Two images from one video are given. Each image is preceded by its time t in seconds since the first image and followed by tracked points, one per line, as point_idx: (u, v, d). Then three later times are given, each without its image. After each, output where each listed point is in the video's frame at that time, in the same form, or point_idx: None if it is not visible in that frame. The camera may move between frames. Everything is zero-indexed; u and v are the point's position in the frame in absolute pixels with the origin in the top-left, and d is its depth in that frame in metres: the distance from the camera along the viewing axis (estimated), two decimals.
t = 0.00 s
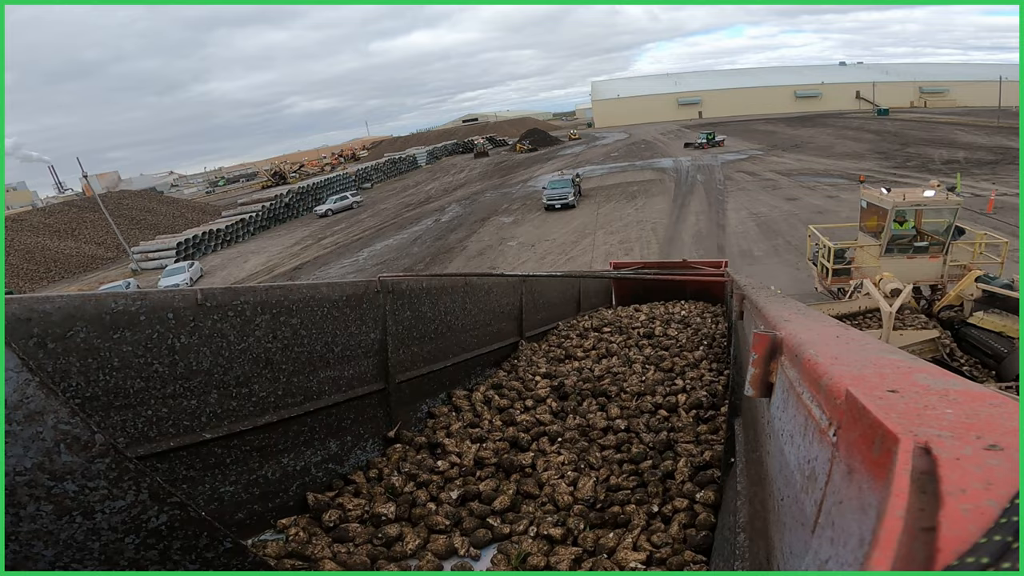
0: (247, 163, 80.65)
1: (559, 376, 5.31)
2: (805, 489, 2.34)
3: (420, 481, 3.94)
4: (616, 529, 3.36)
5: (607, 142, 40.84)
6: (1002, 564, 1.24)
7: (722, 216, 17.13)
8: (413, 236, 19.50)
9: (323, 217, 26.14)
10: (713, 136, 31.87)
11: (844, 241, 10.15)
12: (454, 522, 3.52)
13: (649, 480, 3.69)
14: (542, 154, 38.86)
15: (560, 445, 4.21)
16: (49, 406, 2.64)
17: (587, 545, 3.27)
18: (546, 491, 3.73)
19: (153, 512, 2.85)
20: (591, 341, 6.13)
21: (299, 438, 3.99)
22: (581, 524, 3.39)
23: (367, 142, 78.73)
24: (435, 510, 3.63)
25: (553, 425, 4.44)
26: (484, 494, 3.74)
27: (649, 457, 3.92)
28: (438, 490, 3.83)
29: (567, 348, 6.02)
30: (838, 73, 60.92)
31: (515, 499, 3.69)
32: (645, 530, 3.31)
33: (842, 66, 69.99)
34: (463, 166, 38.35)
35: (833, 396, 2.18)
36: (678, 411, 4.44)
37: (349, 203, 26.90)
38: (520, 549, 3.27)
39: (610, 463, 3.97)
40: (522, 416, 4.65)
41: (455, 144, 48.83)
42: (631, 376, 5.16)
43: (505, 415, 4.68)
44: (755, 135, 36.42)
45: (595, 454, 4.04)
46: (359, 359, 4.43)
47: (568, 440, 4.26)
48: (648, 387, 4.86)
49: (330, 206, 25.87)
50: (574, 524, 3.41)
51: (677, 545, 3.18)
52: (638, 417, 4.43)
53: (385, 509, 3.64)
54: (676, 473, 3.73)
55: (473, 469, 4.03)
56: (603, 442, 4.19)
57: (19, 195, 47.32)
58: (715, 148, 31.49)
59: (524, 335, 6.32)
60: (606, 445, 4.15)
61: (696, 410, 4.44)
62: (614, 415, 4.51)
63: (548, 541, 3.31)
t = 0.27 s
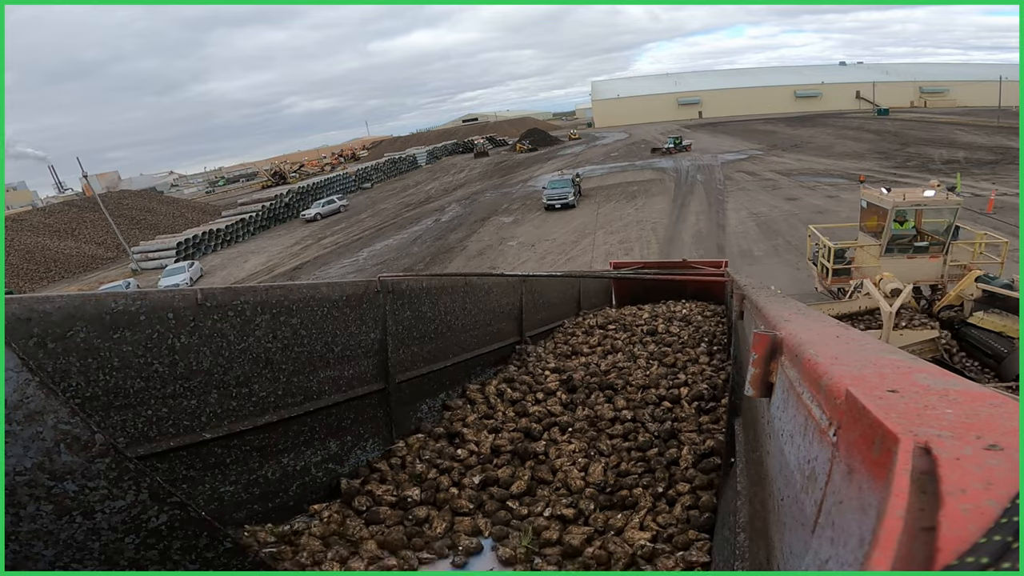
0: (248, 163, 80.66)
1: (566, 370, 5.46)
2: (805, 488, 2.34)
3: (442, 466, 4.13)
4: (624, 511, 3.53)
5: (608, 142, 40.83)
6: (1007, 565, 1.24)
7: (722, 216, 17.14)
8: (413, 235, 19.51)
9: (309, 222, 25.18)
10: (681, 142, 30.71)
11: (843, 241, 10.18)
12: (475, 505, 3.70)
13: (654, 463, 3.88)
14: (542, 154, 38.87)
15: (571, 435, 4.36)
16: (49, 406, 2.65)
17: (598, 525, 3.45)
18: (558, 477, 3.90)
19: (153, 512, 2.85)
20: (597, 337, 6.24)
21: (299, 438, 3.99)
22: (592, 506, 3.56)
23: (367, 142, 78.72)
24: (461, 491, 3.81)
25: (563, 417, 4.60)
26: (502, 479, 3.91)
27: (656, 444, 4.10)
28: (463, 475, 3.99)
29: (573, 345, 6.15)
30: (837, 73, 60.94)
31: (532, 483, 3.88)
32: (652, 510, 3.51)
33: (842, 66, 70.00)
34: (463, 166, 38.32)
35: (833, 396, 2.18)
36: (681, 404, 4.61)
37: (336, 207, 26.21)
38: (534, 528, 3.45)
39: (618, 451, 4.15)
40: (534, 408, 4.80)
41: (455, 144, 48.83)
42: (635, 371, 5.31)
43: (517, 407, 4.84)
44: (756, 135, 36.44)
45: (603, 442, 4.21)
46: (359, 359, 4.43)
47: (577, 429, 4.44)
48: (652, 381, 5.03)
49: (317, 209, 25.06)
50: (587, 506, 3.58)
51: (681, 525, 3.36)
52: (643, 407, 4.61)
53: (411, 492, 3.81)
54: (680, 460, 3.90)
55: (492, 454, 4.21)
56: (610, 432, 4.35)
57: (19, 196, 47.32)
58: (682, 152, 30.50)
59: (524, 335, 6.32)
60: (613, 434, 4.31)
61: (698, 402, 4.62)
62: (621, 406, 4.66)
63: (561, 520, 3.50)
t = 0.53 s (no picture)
0: (248, 164, 80.70)
1: (570, 366, 5.52)
2: (806, 488, 2.34)
3: (455, 456, 4.24)
4: (629, 499, 3.60)
5: (607, 142, 40.85)
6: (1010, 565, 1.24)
7: (722, 216, 17.16)
8: (413, 235, 19.52)
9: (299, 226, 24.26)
10: (648, 148, 29.47)
11: (843, 241, 10.18)
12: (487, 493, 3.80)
13: (658, 454, 3.95)
14: (542, 154, 38.88)
15: (577, 428, 4.43)
16: (49, 406, 2.66)
17: (604, 512, 3.53)
18: (566, 467, 3.97)
19: (153, 511, 2.86)
20: (600, 335, 6.27)
21: (299, 438, 3.99)
22: (598, 495, 3.65)
23: (367, 142, 78.77)
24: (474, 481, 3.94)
25: (569, 411, 4.67)
26: (513, 470, 4.00)
27: (659, 437, 4.16)
28: (478, 466, 4.08)
29: (577, 343, 6.18)
30: (837, 73, 60.97)
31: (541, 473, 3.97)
32: (657, 496, 3.58)
33: (842, 66, 70.00)
34: (463, 166, 38.33)
35: (833, 396, 2.18)
36: (683, 398, 4.67)
37: (326, 212, 25.49)
38: (544, 514, 3.54)
39: (623, 443, 4.21)
40: (541, 403, 4.86)
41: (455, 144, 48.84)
42: (638, 367, 5.35)
43: (526, 401, 4.89)
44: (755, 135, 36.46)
45: (609, 435, 4.27)
46: (359, 359, 4.43)
47: (582, 421, 4.52)
48: (654, 376, 5.09)
49: (306, 214, 24.29)
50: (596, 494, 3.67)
51: (684, 512, 3.42)
52: (646, 401, 4.67)
53: (427, 483, 3.94)
54: (683, 451, 3.96)
55: (504, 445, 4.32)
56: (615, 424, 4.41)
57: (18, 196, 47.40)
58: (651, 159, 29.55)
59: (524, 335, 6.31)
60: (617, 427, 4.38)
61: (699, 397, 4.67)
62: (624, 401, 4.72)
63: (569, 508, 3.58)
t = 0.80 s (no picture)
0: (248, 164, 80.69)
1: (573, 363, 5.58)
2: (806, 488, 2.34)
3: (463, 451, 4.33)
4: (632, 493, 3.67)
5: (607, 142, 40.86)
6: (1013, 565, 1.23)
7: (722, 215, 17.16)
8: (413, 235, 19.52)
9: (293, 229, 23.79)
10: (615, 155, 28.43)
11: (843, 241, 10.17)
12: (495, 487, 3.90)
13: (661, 450, 4.03)
14: (542, 153, 38.88)
15: (581, 424, 4.51)
16: (49, 406, 2.65)
17: (607, 505, 3.59)
18: (571, 462, 4.06)
19: (152, 512, 2.85)
20: (602, 334, 6.30)
21: (299, 438, 3.99)
22: (602, 488, 3.74)
23: (367, 142, 78.83)
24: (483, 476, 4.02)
25: (573, 407, 4.74)
26: (519, 465, 4.09)
27: (662, 433, 4.23)
28: (487, 461, 4.17)
29: (579, 341, 6.21)
30: (837, 73, 60.98)
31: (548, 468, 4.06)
32: (660, 489, 3.66)
33: (842, 66, 70.00)
34: (462, 166, 38.33)
35: (833, 396, 2.18)
36: (684, 395, 4.73)
37: (320, 215, 25.10)
38: (550, 507, 3.63)
39: (626, 439, 4.28)
40: (545, 400, 4.93)
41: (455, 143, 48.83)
42: (639, 364, 5.40)
43: (530, 398, 4.95)
44: (755, 135, 36.47)
45: (612, 431, 4.35)
46: (359, 359, 4.42)
47: (585, 418, 4.59)
48: (655, 374, 5.13)
49: (301, 217, 23.85)
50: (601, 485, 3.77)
51: (686, 505, 3.50)
52: (648, 398, 4.74)
53: (436, 477, 4.03)
54: (683, 447, 4.03)
55: (510, 440, 4.40)
56: (617, 421, 4.48)
57: (19, 196, 47.43)
58: (618, 166, 28.48)
59: (524, 335, 6.31)
60: (619, 423, 4.45)
61: (699, 395, 4.73)
62: (627, 398, 4.78)
63: (573, 502, 3.65)
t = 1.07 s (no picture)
0: (248, 163, 80.68)
1: (574, 363, 5.61)
2: (805, 488, 2.34)
3: (467, 448, 4.37)
4: (633, 489, 3.69)
5: (607, 141, 40.84)
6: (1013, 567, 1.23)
7: (722, 215, 17.16)
8: (413, 235, 19.51)
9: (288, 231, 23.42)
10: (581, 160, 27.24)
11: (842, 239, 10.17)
12: (498, 483, 3.93)
13: (661, 446, 4.05)
14: (542, 153, 38.87)
15: (582, 422, 4.54)
16: (49, 406, 2.65)
17: (609, 501, 3.61)
18: (573, 460, 4.07)
19: (152, 511, 2.85)
20: (603, 333, 6.31)
21: (299, 438, 3.99)
22: (604, 484, 3.75)
23: (367, 141, 78.82)
24: (487, 474, 4.04)
25: (575, 406, 4.77)
26: (522, 462, 4.12)
27: (663, 430, 4.25)
28: (492, 457, 4.20)
29: (581, 341, 6.23)
30: (837, 72, 60.97)
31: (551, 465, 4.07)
32: (661, 485, 3.68)
33: (842, 64, 69.97)
34: (462, 165, 38.31)
35: (833, 396, 2.18)
36: (684, 393, 4.74)
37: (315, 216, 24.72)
38: (553, 503, 3.64)
39: (628, 437, 4.30)
40: (547, 398, 4.96)
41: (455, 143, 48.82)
42: (641, 363, 5.40)
43: (533, 397, 4.99)
44: (755, 134, 36.46)
45: (613, 429, 4.37)
46: (359, 359, 4.42)
47: (588, 415, 4.62)
48: (657, 372, 5.14)
49: (296, 219, 23.48)
50: (604, 480, 3.80)
51: (687, 500, 3.52)
52: (649, 395, 4.76)
53: (441, 474, 4.07)
54: (684, 444, 4.05)
55: (513, 439, 4.43)
56: (619, 419, 4.50)
57: (19, 195, 47.44)
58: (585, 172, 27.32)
59: (524, 335, 6.30)
60: (621, 420, 4.47)
61: (699, 393, 4.74)
62: (629, 396, 4.79)
63: (575, 498, 3.66)
